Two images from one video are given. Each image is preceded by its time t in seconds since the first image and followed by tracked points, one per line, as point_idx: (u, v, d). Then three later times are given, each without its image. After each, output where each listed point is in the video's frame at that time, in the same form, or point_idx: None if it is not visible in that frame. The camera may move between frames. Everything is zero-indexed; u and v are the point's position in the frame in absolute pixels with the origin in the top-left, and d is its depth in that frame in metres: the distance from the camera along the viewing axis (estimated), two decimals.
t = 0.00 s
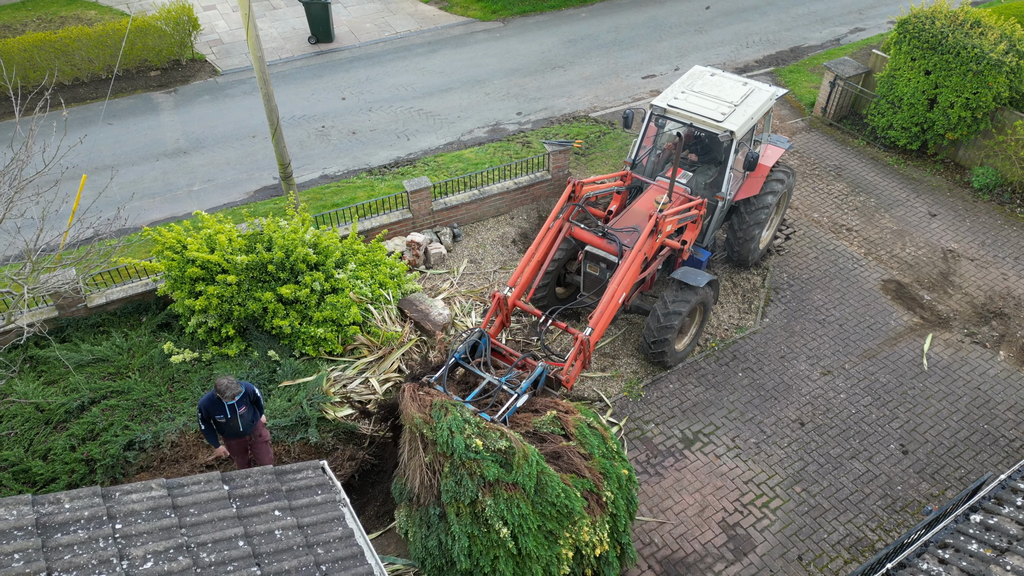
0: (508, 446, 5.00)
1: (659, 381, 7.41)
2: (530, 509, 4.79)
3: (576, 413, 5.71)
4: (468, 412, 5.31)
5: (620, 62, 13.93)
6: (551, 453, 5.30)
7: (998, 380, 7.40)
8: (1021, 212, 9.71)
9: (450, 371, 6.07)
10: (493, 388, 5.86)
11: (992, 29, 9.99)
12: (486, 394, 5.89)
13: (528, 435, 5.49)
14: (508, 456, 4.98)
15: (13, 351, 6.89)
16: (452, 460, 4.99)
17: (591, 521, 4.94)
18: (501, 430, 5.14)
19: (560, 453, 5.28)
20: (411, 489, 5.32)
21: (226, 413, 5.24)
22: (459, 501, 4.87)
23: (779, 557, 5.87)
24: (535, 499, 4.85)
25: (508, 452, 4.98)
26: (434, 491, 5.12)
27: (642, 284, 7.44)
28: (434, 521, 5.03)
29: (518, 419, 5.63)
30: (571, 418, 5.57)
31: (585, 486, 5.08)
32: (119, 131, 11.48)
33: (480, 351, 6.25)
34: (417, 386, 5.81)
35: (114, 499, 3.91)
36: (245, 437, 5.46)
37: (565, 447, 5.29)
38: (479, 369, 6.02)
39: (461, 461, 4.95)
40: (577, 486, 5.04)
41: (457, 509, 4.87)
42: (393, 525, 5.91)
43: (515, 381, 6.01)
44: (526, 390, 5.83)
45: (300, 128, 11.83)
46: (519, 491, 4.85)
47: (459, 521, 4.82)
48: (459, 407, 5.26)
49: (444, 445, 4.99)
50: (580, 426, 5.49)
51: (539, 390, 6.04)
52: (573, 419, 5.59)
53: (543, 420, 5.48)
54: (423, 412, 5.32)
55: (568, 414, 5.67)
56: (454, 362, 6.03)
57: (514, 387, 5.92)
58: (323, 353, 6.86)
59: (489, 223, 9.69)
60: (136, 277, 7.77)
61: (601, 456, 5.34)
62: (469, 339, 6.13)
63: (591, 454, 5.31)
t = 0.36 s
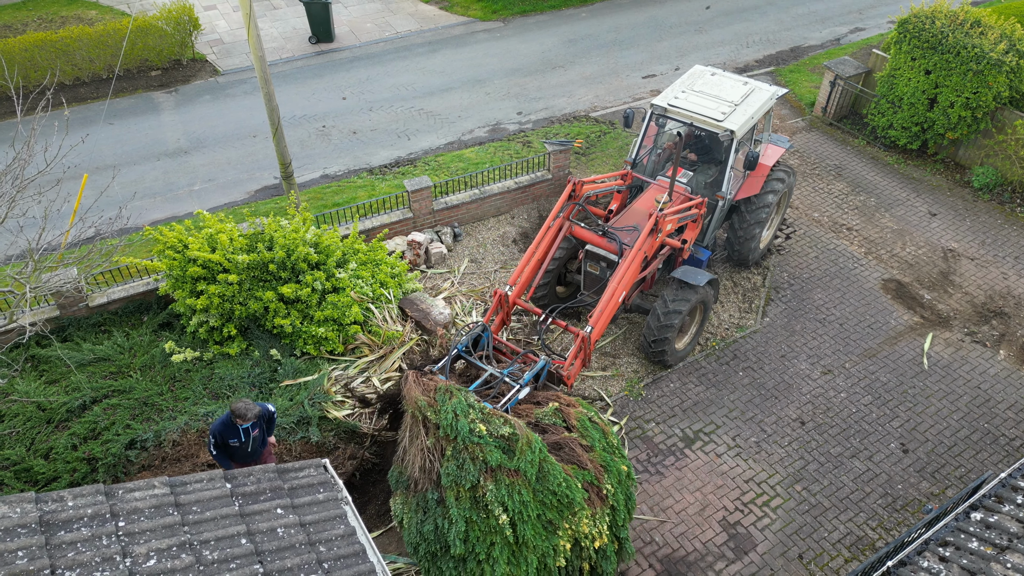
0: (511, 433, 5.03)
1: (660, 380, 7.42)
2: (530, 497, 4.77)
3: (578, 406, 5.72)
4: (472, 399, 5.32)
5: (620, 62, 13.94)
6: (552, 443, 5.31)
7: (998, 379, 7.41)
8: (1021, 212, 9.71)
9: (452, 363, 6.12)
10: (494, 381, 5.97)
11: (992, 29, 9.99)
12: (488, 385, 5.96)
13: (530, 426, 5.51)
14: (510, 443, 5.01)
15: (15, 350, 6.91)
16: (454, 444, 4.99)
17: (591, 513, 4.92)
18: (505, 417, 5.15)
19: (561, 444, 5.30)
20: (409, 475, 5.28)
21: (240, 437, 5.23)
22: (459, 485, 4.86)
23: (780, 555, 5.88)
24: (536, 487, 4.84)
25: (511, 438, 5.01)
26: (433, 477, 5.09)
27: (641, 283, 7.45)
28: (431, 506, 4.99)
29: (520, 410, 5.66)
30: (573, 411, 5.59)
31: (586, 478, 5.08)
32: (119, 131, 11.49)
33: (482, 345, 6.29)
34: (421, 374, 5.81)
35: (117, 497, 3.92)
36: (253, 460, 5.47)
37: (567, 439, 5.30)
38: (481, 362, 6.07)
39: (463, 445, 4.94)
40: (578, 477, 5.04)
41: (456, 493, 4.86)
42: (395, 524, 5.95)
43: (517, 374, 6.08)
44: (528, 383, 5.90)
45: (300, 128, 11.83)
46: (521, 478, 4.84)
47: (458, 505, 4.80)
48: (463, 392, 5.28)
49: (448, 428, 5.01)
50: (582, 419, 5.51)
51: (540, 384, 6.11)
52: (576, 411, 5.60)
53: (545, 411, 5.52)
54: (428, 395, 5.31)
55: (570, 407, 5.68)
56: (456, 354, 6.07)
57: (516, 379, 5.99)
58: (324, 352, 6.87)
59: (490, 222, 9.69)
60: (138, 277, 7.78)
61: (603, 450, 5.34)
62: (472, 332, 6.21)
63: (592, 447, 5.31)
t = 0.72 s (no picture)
0: (524, 415, 5.04)
1: (660, 379, 7.43)
2: (544, 478, 4.82)
3: (585, 399, 5.67)
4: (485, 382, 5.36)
5: (620, 62, 13.96)
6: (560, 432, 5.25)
7: (997, 379, 7.42)
8: (1021, 212, 9.72)
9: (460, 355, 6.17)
10: (502, 370, 5.97)
11: (992, 28, 9.98)
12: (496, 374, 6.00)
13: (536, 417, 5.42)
14: (523, 425, 5.03)
15: (15, 350, 6.91)
16: (468, 425, 5.01)
17: (600, 501, 4.97)
18: (516, 400, 5.17)
19: (569, 434, 5.26)
20: (418, 459, 5.23)
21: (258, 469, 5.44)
22: (472, 466, 4.87)
23: (779, 554, 5.89)
24: (548, 469, 4.88)
25: (523, 420, 5.03)
26: (444, 459, 5.10)
27: (644, 282, 7.45)
28: (443, 487, 4.97)
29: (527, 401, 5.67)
30: (580, 402, 5.55)
31: (594, 466, 5.08)
32: (120, 131, 11.50)
33: (490, 338, 6.34)
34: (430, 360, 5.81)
35: (118, 495, 3.93)
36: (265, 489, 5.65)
37: (574, 428, 5.26)
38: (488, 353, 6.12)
39: (476, 425, 4.97)
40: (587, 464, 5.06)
41: (470, 473, 4.87)
42: (395, 522, 5.92)
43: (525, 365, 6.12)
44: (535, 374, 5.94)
45: (300, 128, 11.84)
46: (534, 458, 4.88)
47: (472, 485, 4.82)
48: (476, 374, 5.32)
49: (462, 408, 5.04)
50: (589, 410, 5.49)
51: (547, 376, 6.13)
52: (582, 403, 5.57)
53: (553, 402, 5.43)
54: (440, 377, 5.33)
55: (576, 399, 5.63)
56: (464, 345, 6.11)
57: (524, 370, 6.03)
58: (325, 351, 6.89)
59: (490, 222, 9.71)
60: (138, 277, 7.79)
61: (609, 442, 5.36)
62: (479, 323, 6.26)
63: (598, 437, 5.32)
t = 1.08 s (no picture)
0: (539, 393, 5.13)
1: (659, 378, 7.44)
2: (559, 453, 4.85)
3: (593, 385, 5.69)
4: (500, 361, 5.44)
5: (620, 62, 13.96)
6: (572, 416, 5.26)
7: (997, 378, 7.42)
8: (1021, 211, 9.73)
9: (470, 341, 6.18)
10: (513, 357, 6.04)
11: (992, 28, 9.98)
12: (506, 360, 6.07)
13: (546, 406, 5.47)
14: (538, 403, 5.13)
15: (16, 349, 6.92)
16: (484, 399, 5.05)
17: (610, 483, 4.98)
18: (531, 379, 5.29)
19: (580, 418, 5.28)
20: (430, 435, 5.17)
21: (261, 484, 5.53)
22: (488, 439, 4.87)
23: (779, 553, 5.90)
24: (562, 445, 4.92)
25: (539, 398, 5.12)
26: (458, 434, 5.04)
27: (649, 277, 7.52)
28: (458, 461, 4.92)
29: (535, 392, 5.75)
30: (590, 388, 5.56)
31: (605, 449, 5.11)
32: (120, 130, 11.50)
33: (499, 327, 6.39)
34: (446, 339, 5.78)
35: (119, 493, 3.93)
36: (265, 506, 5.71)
37: (586, 412, 5.29)
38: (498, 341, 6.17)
39: (493, 398, 5.03)
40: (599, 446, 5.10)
41: (485, 447, 4.86)
42: (395, 521, 5.97)
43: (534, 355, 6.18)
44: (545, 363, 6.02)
45: (300, 128, 11.84)
46: (549, 434, 4.92)
47: (488, 458, 4.80)
48: (493, 353, 5.40)
49: (479, 382, 5.10)
50: (598, 397, 5.52)
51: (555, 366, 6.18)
52: (592, 389, 5.58)
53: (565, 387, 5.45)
54: (457, 353, 5.33)
55: (585, 385, 5.64)
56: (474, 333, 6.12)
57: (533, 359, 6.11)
58: (325, 351, 6.90)
59: (490, 222, 9.71)
60: (138, 276, 7.80)
61: (618, 429, 5.40)
62: (490, 313, 6.29)
63: (608, 424, 5.38)
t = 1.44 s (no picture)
0: (560, 371, 5.15)
1: (659, 378, 7.44)
2: (579, 429, 4.89)
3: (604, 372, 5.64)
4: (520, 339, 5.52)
5: (620, 62, 13.97)
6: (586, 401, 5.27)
7: (997, 377, 7.43)
8: (1021, 211, 9.73)
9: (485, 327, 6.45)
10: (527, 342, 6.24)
11: (992, 28, 9.99)
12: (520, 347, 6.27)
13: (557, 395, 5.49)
14: (558, 380, 5.13)
15: (16, 349, 6.93)
16: (505, 374, 5.09)
17: (625, 465, 5.01)
18: (551, 358, 5.30)
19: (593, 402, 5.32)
20: (448, 411, 5.24)
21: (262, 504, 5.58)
22: (510, 413, 4.92)
23: (779, 553, 5.90)
24: (581, 423, 4.96)
25: (559, 376, 5.13)
26: (476, 409, 5.10)
27: (655, 272, 7.55)
28: (477, 434, 4.98)
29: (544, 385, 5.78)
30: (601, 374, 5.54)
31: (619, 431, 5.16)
32: (120, 130, 11.51)
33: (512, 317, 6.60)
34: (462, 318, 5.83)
35: (120, 492, 3.94)
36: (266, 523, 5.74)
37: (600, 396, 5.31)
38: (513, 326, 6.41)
39: (514, 372, 5.07)
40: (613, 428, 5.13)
41: (506, 420, 4.91)
42: (395, 521, 6.02)
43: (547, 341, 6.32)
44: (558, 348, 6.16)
45: (300, 128, 11.85)
46: (570, 411, 4.95)
47: (509, 430, 4.86)
48: (513, 330, 5.46)
49: (501, 356, 5.13)
50: (611, 384, 5.49)
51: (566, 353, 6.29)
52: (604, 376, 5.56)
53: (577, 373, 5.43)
54: (479, 329, 5.40)
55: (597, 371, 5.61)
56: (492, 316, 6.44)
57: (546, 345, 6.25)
58: (325, 351, 6.91)
59: (490, 222, 9.72)
60: (139, 276, 7.81)
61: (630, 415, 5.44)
62: (506, 300, 6.61)
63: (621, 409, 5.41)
